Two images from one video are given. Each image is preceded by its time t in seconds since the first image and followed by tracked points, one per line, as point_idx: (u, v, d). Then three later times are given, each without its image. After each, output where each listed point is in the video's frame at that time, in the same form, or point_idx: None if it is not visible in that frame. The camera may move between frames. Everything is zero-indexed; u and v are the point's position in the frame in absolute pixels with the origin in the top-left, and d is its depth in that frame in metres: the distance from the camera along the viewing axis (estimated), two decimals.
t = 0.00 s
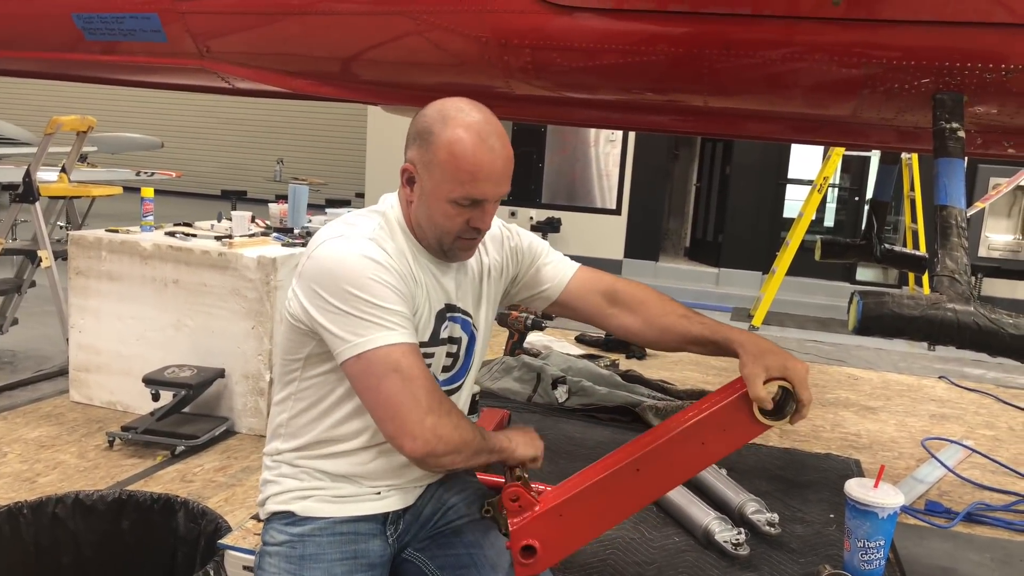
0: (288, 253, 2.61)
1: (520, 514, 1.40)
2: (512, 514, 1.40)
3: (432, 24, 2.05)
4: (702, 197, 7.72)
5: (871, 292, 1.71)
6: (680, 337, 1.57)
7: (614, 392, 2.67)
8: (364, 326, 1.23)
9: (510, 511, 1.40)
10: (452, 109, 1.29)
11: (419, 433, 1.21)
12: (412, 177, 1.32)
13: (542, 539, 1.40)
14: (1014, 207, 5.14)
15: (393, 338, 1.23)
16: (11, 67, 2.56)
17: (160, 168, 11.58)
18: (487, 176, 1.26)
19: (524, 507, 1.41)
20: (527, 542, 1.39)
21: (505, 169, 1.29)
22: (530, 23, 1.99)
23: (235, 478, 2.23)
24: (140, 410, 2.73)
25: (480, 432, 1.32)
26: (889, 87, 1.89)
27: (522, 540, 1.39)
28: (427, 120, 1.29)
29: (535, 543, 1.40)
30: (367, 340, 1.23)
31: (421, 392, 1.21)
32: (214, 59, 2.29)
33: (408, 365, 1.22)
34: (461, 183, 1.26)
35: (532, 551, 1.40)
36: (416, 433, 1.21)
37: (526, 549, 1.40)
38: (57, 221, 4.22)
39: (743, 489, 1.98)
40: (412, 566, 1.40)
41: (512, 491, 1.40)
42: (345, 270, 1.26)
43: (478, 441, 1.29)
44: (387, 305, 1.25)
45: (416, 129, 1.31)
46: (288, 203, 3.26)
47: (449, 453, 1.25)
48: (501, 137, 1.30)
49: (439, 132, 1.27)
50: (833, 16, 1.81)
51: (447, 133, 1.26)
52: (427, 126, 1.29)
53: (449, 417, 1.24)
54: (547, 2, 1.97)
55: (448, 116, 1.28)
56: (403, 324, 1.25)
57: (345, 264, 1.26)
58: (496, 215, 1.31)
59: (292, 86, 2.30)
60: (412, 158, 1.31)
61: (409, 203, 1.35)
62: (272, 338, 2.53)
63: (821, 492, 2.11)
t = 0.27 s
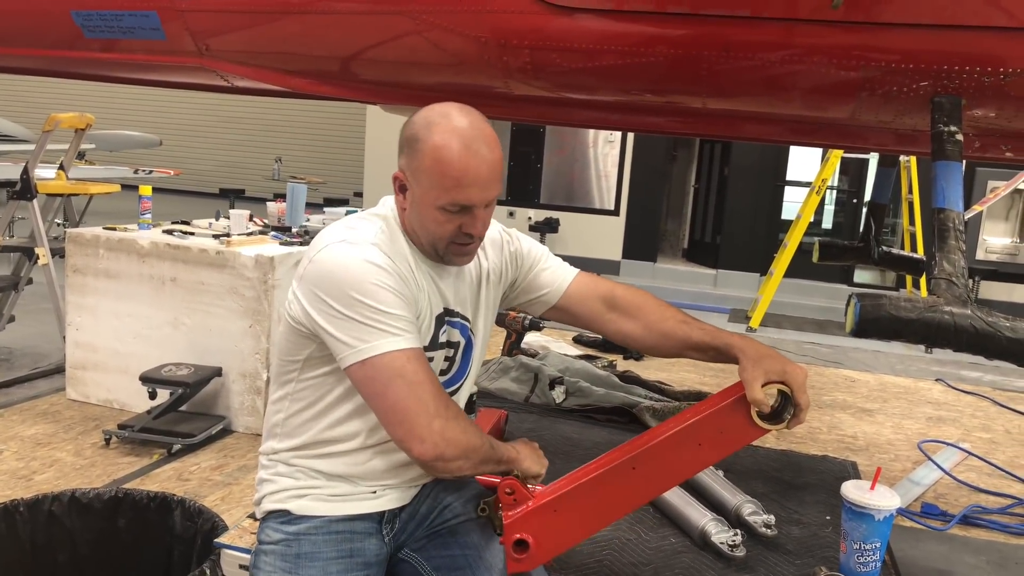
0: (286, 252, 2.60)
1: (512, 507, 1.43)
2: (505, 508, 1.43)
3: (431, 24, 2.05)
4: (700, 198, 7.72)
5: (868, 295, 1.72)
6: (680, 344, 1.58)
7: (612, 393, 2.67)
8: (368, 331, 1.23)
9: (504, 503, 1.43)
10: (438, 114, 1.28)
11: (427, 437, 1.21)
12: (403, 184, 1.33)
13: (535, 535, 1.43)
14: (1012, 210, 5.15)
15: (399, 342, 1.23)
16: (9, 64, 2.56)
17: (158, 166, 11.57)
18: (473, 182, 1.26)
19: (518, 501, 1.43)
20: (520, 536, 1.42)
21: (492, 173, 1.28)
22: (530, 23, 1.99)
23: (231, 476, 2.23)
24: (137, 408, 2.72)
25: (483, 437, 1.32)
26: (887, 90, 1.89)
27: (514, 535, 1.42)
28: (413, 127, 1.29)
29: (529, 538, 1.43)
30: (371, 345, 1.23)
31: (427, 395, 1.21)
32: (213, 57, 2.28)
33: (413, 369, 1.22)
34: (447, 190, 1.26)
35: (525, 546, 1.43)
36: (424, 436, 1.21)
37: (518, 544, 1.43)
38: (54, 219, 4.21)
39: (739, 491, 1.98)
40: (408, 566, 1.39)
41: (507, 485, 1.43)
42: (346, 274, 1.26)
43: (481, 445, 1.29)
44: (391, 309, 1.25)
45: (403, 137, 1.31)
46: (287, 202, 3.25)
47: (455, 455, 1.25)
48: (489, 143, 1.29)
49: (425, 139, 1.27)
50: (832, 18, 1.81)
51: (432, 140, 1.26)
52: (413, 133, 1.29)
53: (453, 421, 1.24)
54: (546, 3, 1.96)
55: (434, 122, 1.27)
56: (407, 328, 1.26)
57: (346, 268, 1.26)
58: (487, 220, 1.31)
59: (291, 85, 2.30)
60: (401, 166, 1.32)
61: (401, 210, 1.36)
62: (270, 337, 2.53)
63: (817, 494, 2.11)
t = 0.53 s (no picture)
0: (284, 253, 2.60)
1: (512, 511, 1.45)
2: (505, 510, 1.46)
3: (431, 26, 2.05)
4: (699, 200, 7.73)
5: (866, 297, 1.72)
6: (679, 345, 1.57)
7: (610, 394, 2.67)
8: (354, 328, 1.22)
9: (504, 506, 1.46)
10: (386, 99, 1.29)
11: (415, 431, 1.17)
12: (370, 176, 1.34)
13: (534, 538, 1.44)
14: (1009, 214, 5.16)
15: (385, 336, 1.22)
16: (9, 64, 2.56)
17: (157, 166, 11.56)
18: (425, 157, 1.25)
19: (518, 504, 1.46)
20: (518, 539, 1.44)
21: (447, 145, 1.27)
22: (529, 25, 2.00)
23: (229, 477, 2.23)
24: (135, 409, 2.72)
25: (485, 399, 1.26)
26: (885, 93, 1.90)
27: (514, 539, 1.44)
28: (367, 116, 1.30)
29: (528, 541, 1.45)
30: (357, 340, 1.22)
31: (408, 386, 1.19)
32: (212, 58, 2.28)
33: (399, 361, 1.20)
34: (402, 170, 1.26)
35: (524, 549, 1.44)
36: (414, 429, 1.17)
37: (517, 547, 1.45)
38: (53, 219, 4.21)
39: (737, 493, 1.99)
40: (406, 566, 1.39)
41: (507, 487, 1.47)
42: (332, 273, 1.26)
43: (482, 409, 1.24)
44: (376, 305, 1.24)
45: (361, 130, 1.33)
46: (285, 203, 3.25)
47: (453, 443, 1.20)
48: (444, 118, 1.27)
49: (375, 124, 1.28)
50: (831, 21, 1.82)
51: (381, 124, 1.27)
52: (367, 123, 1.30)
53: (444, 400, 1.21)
54: (545, 5, 1.97)
55: (382, 106, 1.28)
56: (394, 322, 1.24)
57: (332, 268, 1.27)
58: (451, 193, 1.29)
59: (291, 86, 2.30)
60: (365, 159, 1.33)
61: (376, 203, 1.37)
62: (268, 338, 2.53)
63: (815, 496, 2.11)
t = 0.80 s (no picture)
0: (283, 253, 2.60)
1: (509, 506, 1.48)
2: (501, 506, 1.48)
3: (430, 26, 2.05)
4: (698, 201, 7.73)
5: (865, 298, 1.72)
6: (679, 345, 1.57)
7: (608, 395, 2.67)
8: (323, 346, 1.19)
9: (501, 503, 1.48)
10: (355, 96, 1.27)
11: (369, 456, 1.16)
12: (347, 175, 1.32)
13: (532, 533, 1.47)
14: (1008, 215, 5.16)
15: (355, 353, 1.18)
16: (7, 64, 2.55)
17: (156, 166, 11.56)
18: (394, 151, 1.22)
19: (515, 500, 1.49)
20: (515, 535, 1.46)
21: (417, 138, 1.24)
22: (528, 25, 1.99)
23: (227, 478, 2.22)
24: (133, 409, 2.72)
25: (432, 371, 1.14)
26: (885, 94, 1.90)
27: (512, 535, 1.46)
28: (339, 115, 1.28)
29: (526, 537, 1.47)
30: (325, 360, 1.18)
31: (351, 417, 1.14)
32: (211, 58, 2.28)
33: (350, 382, 1.16)
34: (374, 166, 1.24)
35: (522, 544, 1.46)
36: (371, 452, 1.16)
37: (516, 542, 1.47)
38: (52, 219, 4.20)
39: (736, 494, 1.98)
40: (404, 567, 1.40)
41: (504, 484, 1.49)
42: (304, 290, 1.23)
43: (431, 393, 1.14)
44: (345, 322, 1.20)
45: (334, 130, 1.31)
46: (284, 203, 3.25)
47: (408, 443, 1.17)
48: (415, 111, 1.25)
49: (345, 123, 1.26)
50: (830, 22, 1.82)
51: (350, 121, 1.25)
52: (339, 122, 1.28)
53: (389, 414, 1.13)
54: (544, 5, 1.97)
55: (350, 103, 1.26)
56: (365, 336, 1.21)
57: (305, 284, 1.24)
58: (427, 186, 1.26)
59: (290, 87, 2.30)
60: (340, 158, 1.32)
61: (356, 203, 1.35)
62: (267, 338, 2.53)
63: (814, 497, 2.11)
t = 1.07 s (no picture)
0: (285, 252, 2.60)
1: (513, 505, 1.39)
2: (505, 505, 1.39)
3: (433, 24, 2.04)
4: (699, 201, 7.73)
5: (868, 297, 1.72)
6: (681, 342, 1.57)
7: (610, 393, 2.66)
8: (324, 366, 1.19)
9: (506, 503, 1.39)
10: (362, 102, 1.25)
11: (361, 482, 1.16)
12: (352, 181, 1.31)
13: (537, 534, 1.40)
14: (1010, 214, 5.16)
15: (357, 372, 1.19)
16: (9, 62, 2.55)
17: (157, 166, 11.56)
18: (402, 164, 1.21)
19: (521, 500, 1.39)
20: (521, 536, 1.39)
21: (424, 151, 1.23)
22: (531, 23, 1.99)
23: (229, 476, 2.22)
24: (135, 408, 2.72)
25: (397, 425, 1.07)
26: (888, 92, 1.90)
27: (516, 535, 1.39)
28: (346, 122, 1.27)
29: (531, 538, 1.40)
30: (327, 380, 1.19)
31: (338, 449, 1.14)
32: (213, 56, 2.28)
33: (343, 408, 1.17)
34: (381, 177, 1.23)
35: (527, 545, 1.39)
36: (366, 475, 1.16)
37: (521, 543, 1.40)
38: (54, 217, 4.20)
39: (739, 493, 1.98)
40: (408, 565, 1.42)
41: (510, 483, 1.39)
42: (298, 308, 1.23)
43: (397, 446, 1.08)
44: (346, 341, 1.20)
45: (339, 136, 1.29)
46: (286, 201, 3.25)
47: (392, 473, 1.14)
48: (423, 123, 1.24)
49: (351, 130, 1.24)
50: (833, 20, 1.81)
51: (357, 129, 1.23)
52: (346, 129, 1.27)
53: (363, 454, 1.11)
54: (546, 3, 1.96)
55: (357, 111, 1.24)
56: (368, 354, 1.21)
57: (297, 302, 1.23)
58: (433, 200, 1.26)
59: (291, 85, 2.30)
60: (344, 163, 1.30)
61: (359, 209, 1.34)
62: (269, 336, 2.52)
63: (816, 496, 2.11)
